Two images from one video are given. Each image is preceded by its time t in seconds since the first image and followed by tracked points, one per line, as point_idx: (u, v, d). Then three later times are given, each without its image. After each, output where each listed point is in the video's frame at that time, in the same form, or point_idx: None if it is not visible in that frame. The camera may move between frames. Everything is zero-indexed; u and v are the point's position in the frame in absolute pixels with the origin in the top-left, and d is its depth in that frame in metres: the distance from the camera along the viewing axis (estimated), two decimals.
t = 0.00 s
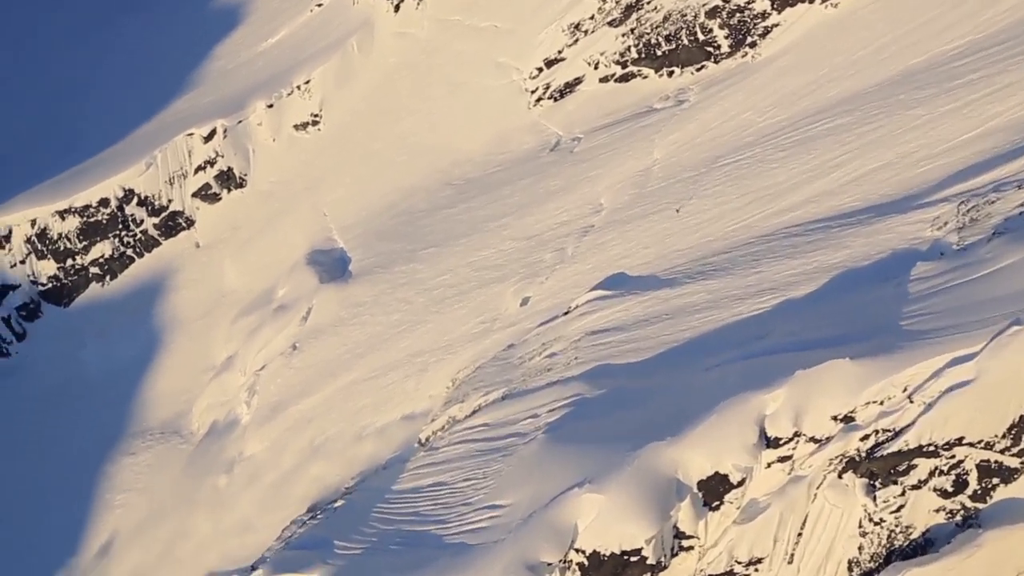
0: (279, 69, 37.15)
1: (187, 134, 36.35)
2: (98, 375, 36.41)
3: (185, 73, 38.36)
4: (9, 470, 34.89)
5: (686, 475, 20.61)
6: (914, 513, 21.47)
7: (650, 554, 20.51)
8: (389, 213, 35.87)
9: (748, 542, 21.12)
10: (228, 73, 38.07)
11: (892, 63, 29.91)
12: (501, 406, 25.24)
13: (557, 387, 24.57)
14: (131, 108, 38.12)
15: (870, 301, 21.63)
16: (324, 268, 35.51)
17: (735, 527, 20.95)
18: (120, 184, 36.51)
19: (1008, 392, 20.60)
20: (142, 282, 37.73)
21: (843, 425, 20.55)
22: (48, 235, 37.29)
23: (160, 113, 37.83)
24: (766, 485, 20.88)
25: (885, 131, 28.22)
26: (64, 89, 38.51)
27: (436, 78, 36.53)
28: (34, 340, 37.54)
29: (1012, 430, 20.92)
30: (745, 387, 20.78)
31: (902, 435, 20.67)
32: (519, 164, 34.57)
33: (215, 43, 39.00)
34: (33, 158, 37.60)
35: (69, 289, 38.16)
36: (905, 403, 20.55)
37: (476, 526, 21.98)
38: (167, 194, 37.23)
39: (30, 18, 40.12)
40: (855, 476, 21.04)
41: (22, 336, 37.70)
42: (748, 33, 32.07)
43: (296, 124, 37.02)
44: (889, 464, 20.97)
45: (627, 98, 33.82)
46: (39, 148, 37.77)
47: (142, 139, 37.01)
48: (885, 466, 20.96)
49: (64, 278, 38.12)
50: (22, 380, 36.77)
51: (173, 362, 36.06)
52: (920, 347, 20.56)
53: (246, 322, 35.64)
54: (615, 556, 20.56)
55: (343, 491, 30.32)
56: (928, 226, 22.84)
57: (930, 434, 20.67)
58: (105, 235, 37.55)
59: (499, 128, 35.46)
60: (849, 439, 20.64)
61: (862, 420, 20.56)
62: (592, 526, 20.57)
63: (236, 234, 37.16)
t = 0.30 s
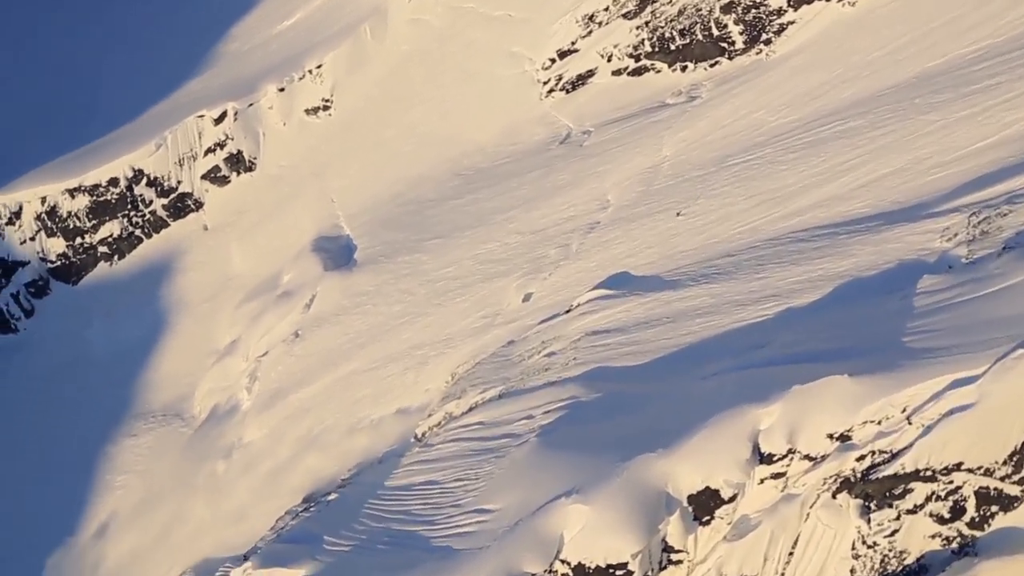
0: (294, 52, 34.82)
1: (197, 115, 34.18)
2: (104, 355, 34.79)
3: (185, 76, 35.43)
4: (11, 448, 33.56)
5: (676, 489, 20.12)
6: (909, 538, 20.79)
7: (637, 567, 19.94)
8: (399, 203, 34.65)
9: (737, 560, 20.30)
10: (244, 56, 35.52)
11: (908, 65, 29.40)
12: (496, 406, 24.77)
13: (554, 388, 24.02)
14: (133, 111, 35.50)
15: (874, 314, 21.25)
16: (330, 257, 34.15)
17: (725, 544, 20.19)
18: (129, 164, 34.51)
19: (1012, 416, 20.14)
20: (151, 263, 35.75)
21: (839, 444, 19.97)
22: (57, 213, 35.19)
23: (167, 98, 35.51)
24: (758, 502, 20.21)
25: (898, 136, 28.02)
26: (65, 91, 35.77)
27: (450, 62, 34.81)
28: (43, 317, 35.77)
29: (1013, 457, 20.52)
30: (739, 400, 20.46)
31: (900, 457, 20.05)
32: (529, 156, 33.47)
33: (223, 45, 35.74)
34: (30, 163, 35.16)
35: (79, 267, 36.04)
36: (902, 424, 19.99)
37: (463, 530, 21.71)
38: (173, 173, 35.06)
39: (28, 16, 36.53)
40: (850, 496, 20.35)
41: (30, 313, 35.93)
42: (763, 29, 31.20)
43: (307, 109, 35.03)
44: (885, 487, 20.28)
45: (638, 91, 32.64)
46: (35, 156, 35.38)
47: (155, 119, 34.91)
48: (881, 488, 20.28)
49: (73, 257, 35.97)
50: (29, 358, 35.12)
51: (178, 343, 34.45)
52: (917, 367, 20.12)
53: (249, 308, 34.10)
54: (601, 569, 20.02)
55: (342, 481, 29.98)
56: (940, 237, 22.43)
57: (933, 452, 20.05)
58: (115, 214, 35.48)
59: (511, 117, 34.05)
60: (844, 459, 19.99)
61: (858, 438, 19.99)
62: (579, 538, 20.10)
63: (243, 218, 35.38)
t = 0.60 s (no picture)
0: (310, 35, 34.73)
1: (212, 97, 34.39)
2: (113, 333, 34.77)
3: (188, 69, 35.62)
4: (20, 425, 33.81)
5: (665, 504, 19.47)
6: (903, 568, 19.83)
7: None
8: (407, 190, 33.95)
9: None
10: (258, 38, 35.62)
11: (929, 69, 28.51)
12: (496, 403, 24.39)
13: (551, 390, 23.57)
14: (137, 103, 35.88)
15: (879, 328, 20.67)
16: (338, 245, 33.76)
17: (714, 564, 19.50)
18: (143, 144, 34.86)
19: (1017, 447, 19.07)
20: (163, 243, 35.73)
21: (835, 467, 19.13)
22: (71, 190, 35.58)
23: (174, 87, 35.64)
24: (749, 521, 19.52)
25: (915, 143, 27.18)
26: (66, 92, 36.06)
27: (465, 48, 34.09)
28: (54, 294, 35.88)
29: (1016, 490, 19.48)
30: (732, 417, 19.70)
31: (897, 485, 19.12)
32: (540, 148, 32.70)
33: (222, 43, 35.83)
34: (26, 162, 35.37)
35: (91, 246, 36.20)
36: (901, 450, 19.08)
37: (451, 533, 21.05)
38: (187, 156, 35.18)
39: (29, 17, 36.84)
40: (844, 521, 19.49)
41: (43, 290, 36.06)
42: (783, 26, 30.55)
43: (322, 94, 34.58)
44: (881, 514, 19.36)
45: (653, 86, 31.99)
46: (32, 158, 35.51)
47: (170, 99, 35.32)
48: (876, 515, 19.37)
49: (86, 234, 36.21)
50: (41, 334, 35.28)
51: (185, 325, 34.34)
52: (920, 393, 19.20)
53: (256, 292, 33.88)
54: None
55: (337, 474, 29.58)
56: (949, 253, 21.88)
57: (938, 478, 19.08)
58: (127, 193, 35.70)
59: (523, 107, 33.35)
60: (839, 482, 19.14)
61: (855, 461, 19.10)
62: (564, 549, 19.57)
63: (254, 202, 35.11)
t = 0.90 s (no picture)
0: (330, 19, 34.41)
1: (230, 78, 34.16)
2: (125, 310, 34.87)
3: (207, 50, 35.54)
4: (31, 401, 33.77)
5: (655, 521, 18.58)
6: None
7: None
8: (418, 180, 33.54)
9: None
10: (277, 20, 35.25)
11: (955, 74, 27.58)
12: (496, 401, 24.13)
13: (550, 391, 23.18)
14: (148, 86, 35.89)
15: (883, 347, 19.85)
16: (349, 232, 33.37)
17: None
18: (160, 123, 34.81)
19: None
20: (178, 223, 35.70)
21: (830, 491, 17.80)
22: (88, 167, 35.75)
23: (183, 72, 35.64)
24: (742, 541, 18.27)
25: (936, 151, 26.04)
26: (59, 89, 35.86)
27: (482, 36, 33.64)
28: (70, 270, 36.00)
29: None
30: (728, 432, 18.87)
31: (893, 513, 17.43)
32: (555, 141, 32.07)
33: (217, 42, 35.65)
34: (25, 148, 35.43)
35: (108, 223, 36.34)
36: (898, 476, 17.55)
37: (438, 536, 20.52)
38: (204, 136, 35.08)
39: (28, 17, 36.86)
40: (836, 547, 17.80)
41: (60, 265, 36.24)
42: (806, 24, 29.92)
43: (339, 78, 34.26)
44: (874, 544, 17.51)
45: (672, 82, 31.33)
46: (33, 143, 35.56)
47: (189, 79, 35.25)
48: (870, 545, 17.54)
49: (103, 211, 36.37)
50: (54, 310, 35.30)
51: (196, 306, 34.28)
52: (924, 420, 17.86)
53: (267, 276, 33.64)
54: None
55: (337, 463, 29.11)
56: (962, 268, 21.22)
57: (941, 511, 17.25)
58: (144, 171, 35.77)
59: (539, 99, 32.76)
60: (833, 508, 17.73)
61: (851, 486, 17.72)
62: (550, 562, 18.77)
63: (268, 184, 34.83)
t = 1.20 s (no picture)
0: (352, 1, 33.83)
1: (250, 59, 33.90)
2: (140, 290, 34.92)
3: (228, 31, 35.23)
4: (48, 372, 34.25)
5: (644, 538, 17.97)
6: None
7: None
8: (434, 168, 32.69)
9: None
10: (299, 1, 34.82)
11: (989, 81, 26.52)
12: (495, 399, 23.72)
13: (550, 391, 22.72)
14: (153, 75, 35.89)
15: (889, 367, 19.28)
16: (361, 218, 32.65)
17: None
18: (179, 102, 34.59)
19: None
20: (195, 201, 35.58)
21: (827, 518, 17.07)
22: (109, 143, 35.63)
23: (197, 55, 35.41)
24: (732, 563, 17.51)
25: (964, 160, 25.10)
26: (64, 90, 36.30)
27: (502, 24, 32.96)
28: (88, 245, 36.37)
29: None
30: (724, 451, 18.20)
31: (887, 546, 16.58)
32: (573, 134, 31.16)
33: (209, 35, 35.47)
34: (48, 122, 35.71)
35: (127, 200, 36.40)
36: (896, 509, 16.77)
37: (426, 537, 20.10)
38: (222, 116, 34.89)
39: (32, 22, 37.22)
40: None
41: (79, 239, 36.55)
42: (834, 24, 28.94)
43: (358, 62, 33.80)
44: None
45: (694, 77, 30.52)
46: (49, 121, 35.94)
47: (209, 59, 34.99)
48: None
49: (121, 188, 36.43)
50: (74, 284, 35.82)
51: (208, 286, 34.11)
52: (925, 451, 17.10)
53: (279, 259, 33.20)
54: None
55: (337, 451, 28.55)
56: (979, 286, 20.62)
57: (939, 546, 16.35)
58: (163, 149, 35.56)
59: (558, 92, 31.94)
60: (828, 536, 16.96)
61: (847, 514, 16.97)
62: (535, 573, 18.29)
63: (284, 166, 34.58)
